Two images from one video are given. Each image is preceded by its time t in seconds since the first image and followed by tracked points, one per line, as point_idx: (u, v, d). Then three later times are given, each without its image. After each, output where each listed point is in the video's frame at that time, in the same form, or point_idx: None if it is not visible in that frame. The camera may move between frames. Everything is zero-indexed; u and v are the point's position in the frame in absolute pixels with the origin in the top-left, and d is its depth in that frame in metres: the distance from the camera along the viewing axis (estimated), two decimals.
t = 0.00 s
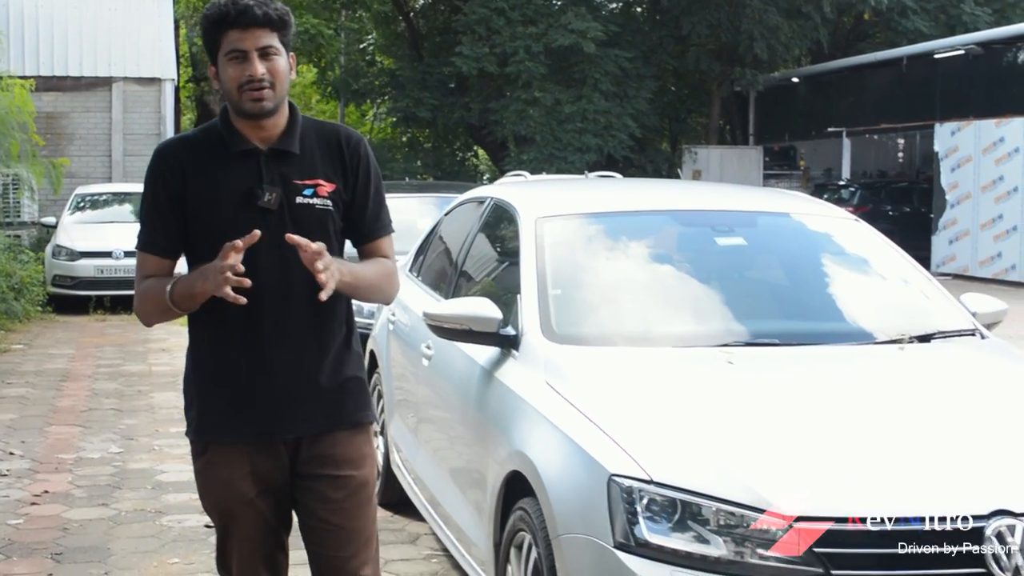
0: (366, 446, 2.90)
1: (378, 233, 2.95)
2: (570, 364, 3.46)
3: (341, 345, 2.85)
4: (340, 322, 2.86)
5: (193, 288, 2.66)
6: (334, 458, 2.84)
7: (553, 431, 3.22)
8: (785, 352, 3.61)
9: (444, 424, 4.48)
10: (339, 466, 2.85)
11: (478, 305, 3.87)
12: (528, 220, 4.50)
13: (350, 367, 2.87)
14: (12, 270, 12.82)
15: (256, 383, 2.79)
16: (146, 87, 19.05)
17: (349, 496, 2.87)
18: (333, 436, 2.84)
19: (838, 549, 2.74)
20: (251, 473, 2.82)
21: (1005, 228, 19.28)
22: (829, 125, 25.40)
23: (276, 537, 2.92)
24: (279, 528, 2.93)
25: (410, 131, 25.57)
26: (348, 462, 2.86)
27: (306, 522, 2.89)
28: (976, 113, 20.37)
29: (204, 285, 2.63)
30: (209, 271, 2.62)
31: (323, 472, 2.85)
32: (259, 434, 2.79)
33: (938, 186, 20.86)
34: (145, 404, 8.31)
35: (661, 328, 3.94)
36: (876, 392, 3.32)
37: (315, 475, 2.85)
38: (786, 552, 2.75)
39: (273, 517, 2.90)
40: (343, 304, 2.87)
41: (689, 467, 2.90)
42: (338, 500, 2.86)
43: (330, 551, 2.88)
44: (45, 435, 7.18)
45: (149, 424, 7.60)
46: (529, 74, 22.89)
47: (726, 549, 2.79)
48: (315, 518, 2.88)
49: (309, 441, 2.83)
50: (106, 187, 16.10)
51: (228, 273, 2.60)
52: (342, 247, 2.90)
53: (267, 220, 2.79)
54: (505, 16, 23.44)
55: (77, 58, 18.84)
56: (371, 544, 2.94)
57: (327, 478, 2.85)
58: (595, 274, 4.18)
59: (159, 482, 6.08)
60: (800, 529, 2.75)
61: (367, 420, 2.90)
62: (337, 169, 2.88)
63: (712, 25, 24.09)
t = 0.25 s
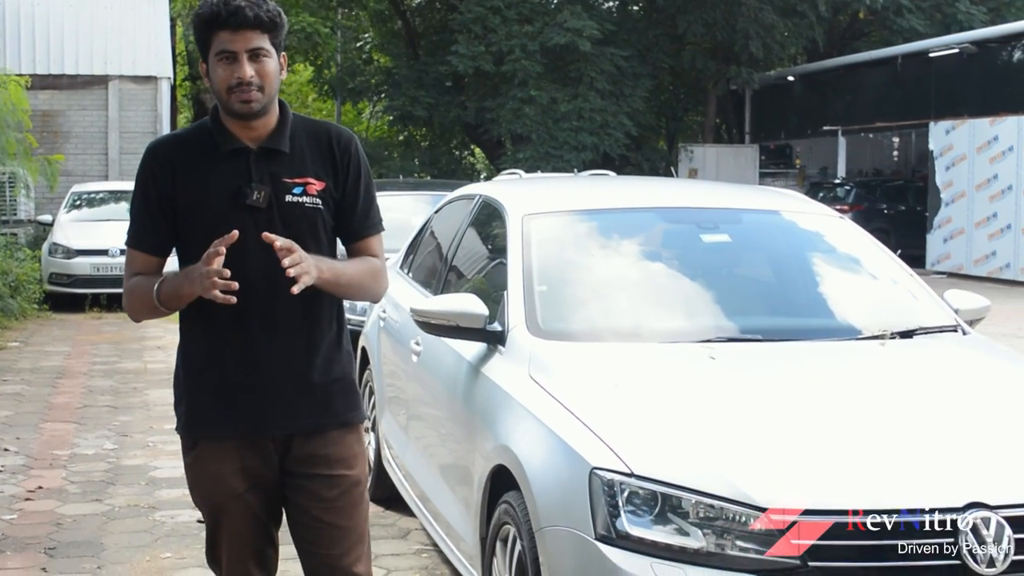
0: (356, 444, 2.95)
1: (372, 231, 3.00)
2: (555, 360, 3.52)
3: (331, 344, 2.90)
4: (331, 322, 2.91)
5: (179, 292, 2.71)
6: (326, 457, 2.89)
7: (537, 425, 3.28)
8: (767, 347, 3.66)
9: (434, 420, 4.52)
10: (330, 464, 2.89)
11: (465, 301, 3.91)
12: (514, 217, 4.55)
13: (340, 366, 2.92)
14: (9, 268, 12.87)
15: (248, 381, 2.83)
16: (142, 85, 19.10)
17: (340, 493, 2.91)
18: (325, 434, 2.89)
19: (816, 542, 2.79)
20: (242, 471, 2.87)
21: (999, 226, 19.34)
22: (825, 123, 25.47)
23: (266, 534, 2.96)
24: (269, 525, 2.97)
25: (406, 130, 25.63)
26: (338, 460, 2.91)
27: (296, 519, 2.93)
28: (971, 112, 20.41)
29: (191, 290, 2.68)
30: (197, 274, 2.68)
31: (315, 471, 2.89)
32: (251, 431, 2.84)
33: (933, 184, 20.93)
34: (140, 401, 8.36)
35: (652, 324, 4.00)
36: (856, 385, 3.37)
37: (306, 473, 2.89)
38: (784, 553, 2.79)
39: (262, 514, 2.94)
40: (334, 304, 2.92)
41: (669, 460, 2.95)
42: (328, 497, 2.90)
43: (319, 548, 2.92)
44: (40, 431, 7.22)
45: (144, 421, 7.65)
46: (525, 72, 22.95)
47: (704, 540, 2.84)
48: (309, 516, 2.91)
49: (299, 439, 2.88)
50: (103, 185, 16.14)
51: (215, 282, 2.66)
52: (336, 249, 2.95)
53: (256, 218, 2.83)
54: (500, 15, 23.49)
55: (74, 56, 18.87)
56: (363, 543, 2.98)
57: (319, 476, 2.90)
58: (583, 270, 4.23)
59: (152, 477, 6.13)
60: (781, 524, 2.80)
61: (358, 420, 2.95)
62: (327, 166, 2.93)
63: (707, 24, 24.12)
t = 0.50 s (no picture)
0: (355, 446, 2.96)
1: (377, 233, 3.02)
2: (543, 358, 3.56)
3: (334, 348, 2.90)
4: (334, 324, 2.91)
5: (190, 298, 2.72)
6: (325, 461, 2.90)
7: (524, 423, 3.32)
8: (750, 346, 3.70)
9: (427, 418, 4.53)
10: (329, 466, 2.90)
11: (454, 300, 3.96)
12: (503, 217, 4.59)
13: (343, 368, 2.92)
14: (7, 267, 12.92)
15: (250, 382, 2.83)
16: (140, 85, 19.14)
17: (337, 496, 2.93)
18: (324, 438, 2.89)
19: (797, 537, 2.83)
20: (243, 472, 2.87)
21: (996, 227, 19.38)
22: (822, 124, 25.53)
23: (264, 534, 2.98)
24: (267, 525, 2.98)
25: (405, 130, 25.68)
26: (336, 464, 2.91)
27: (293, 521, 2.94)
28: (967, 112, 20.46)
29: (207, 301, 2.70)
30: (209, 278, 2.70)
31: (313, 474, 2.90)
32: (253, 432, 2.84)
33: (929, 184, 20.98)
34: (137, 400, 8.40)
35: (644, 322, 4.04)
36: (839, 382, 3.42)
37: (305, 475, 2.90)
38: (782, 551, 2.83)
39: (260, 514, 2.95)
40: (338, 307, 2.92)
41: (653, 457, 2.99)
42: (325, 499, 2.91)
43: (314, 549, 2.93)
44: (36, 429, 7.27)
45: (140, 419, 7.69)
46: (522, 72, 22.98)
47: (685, 536, 2.89)
48: (306, 520, 2.93)
49: (299, 440, 2.88)
50: (101, 185, 16.18)
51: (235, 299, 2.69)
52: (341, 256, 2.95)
53: (262, 218, 2.83)
54: (497, 15, 23.54)
55: (71, 55, 18.87)
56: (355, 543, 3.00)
57: (318, 478, 2.90)
58: (576, 269, 4.27)
59: (147, 475, 6.17)
60: (764, 521, 2.84)
61: (357, 424, 2.96)
62: (332, 167, 2.93)
63: (704, 24, 24.17)
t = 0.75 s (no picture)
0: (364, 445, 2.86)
1: (398, 226, 2.98)
2: (529, 356, 3.62)
3: (345, 340, 2.80)
4: (345, 318, 2.82)
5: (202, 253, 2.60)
6: (334, 458, 2.79)
7: (510, 419, 3.37)
8: (733, 343, 3.75)
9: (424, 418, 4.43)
10: (337, 465, 2.79)
11: (444, 298, 4.01)
12: (493, 217, 4.64)
13: (352, 362, 2.82)
14: (7, 267, 12.98)
15: (257, 374, 2.72)
16: (140, 85, 19.20)
17: (343, 494, 2.82)
18: (332, 433, 2.79)
19: (781, 534, 2.87)
20: (251, 469, 2.75)
21: (995, 228, 19.44)
22: (822, 125, 25.58)
23: (269, 535, 2.86)
24: (273, 526, 2.86)
25: (406, 132, 25.75)
26: (344, 461, 2.81)
27: (299, 521, 2.83)
28: (966, 114, 20.48)
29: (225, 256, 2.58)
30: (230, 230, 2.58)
31: (320, 471, 2.79)
32: (260, 426, 2.72)
33: (928, 186, 21.03)
34: (135, 399, 8.46)
35: (639, 321, 4.09)
36: (819, 380, 3.46)
37: (313, 474, 2.79)
38: (780, 550, 2.87)
39: (266, 515, 2.83)
40: (347, 302, 2.83)
41: (635, 453, 3.04)
42: (329, 500, 2.80)
43: (319, 547, 2.82)
44: (34, 428, 7.32)
45: (138, 418, 7.74)
46: (522, 73, 22.97)
47: (664, 530, 2.93)
48: (314, 520, 2.82)
49: (309, 437, 2.78)
50: (102, 185, 16.23)
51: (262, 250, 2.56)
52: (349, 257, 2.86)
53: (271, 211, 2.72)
54: (497, 16, 23.58)
55: (70, 56, 18.93)
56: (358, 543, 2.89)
57: (327, 476, 2.79)
58: (569, 267, 4.33)
59: (144, 473, 6.22)
60: (753, 527, 2.88)
61: (367, 421, 2.84)
62: (341, 165, 2.87)
63: (704, 26, 24.19)
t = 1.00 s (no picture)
0: (370, 448, 2.85)
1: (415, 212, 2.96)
2: (519, 356, 3.68)
3: (354, 339, 2.80)
4: (356, 318, 2.81)
5: (229, 165, 2.51)
6: (337, 458, 2.79)
7: (498, 418, 3.43)
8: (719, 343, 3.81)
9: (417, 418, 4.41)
10: (339, 467, 2.79)
11: (434, 299, 4.07)
12: (484, 218, 4.70)
13: (361, 361, 2.81)
14: (9, 267, 13.05)
15: (265, 370, 2.72)
16: (142, 87, 19.26)
17: (341, 496, 2.81)
18: (336, 433, 2.79)
19: (763, 531, 2.93)
20: (254, 467, 2.76)
21: (995, 231, 19.49)
22: (824, 127, 25.61)
23: (270, 533, 2.86)
24: (276, 525, 2.86)
25: (409, 134, 25.82)
26: (347, 463, 2.80)
27: (303, 518, 2.84)
28: (967, 116, 20.52)
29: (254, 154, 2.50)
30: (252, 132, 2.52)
31: (324, 471, 2.79)
32: (266, 423, 2.73)
33: (930, 189, 21.06)
34: (135, 399, 8.51)
35: (635, 321, 4.15)
36: (803, 380, 3.52)
37: (316, 474, 2.79)
38: (783, 549, 2.93)
39: (270, 514, 2.83)
40: (359, 301, 2.82)
41: (620, 450, 3.09)
42: (329, 500, 2.80)
43: (318, 547, 2.83)
44: (35, 427, 7.38)
45: (137, 418, 7.79)
46: (524, 75, 23.03)
47: (646, 526, 2.99)
48: (316, 519, 2.82)
49: (313, 436, 2.78)
50: (105, 186, 16.30)
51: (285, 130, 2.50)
52: (365, 263, 2.86)
53: (282, 207, 2.72)
54: (499, 18, 23.62)
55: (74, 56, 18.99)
56: (359, 542, 2.89)
57: (329, 477, 2.79)
58: (565, 269, 4.38)
59: (143, 472, 6.28)
60: (754, 527, 2.93)
61: (373, 421, 2.84)
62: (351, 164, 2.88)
63: (706, 28, 24.22)
